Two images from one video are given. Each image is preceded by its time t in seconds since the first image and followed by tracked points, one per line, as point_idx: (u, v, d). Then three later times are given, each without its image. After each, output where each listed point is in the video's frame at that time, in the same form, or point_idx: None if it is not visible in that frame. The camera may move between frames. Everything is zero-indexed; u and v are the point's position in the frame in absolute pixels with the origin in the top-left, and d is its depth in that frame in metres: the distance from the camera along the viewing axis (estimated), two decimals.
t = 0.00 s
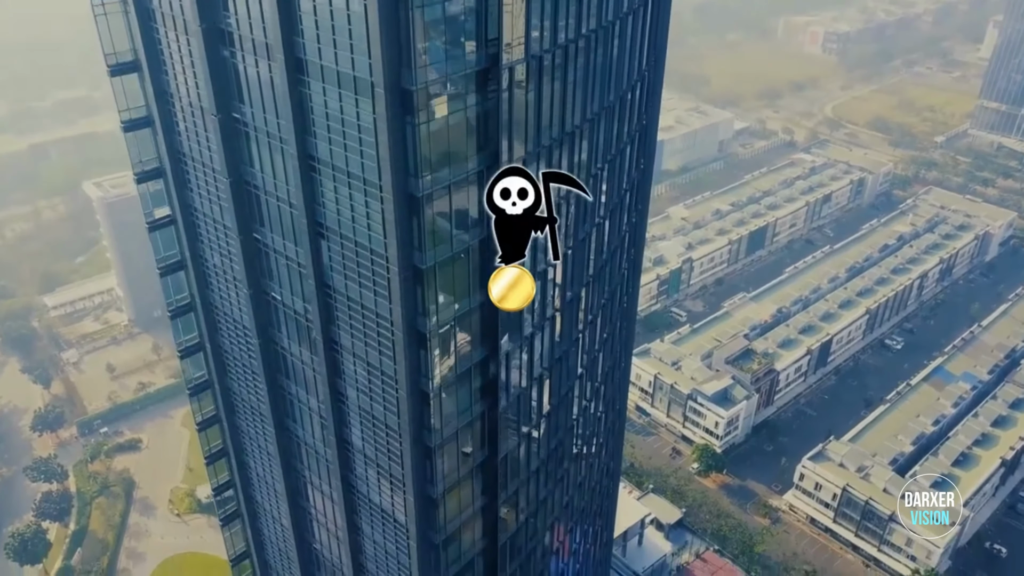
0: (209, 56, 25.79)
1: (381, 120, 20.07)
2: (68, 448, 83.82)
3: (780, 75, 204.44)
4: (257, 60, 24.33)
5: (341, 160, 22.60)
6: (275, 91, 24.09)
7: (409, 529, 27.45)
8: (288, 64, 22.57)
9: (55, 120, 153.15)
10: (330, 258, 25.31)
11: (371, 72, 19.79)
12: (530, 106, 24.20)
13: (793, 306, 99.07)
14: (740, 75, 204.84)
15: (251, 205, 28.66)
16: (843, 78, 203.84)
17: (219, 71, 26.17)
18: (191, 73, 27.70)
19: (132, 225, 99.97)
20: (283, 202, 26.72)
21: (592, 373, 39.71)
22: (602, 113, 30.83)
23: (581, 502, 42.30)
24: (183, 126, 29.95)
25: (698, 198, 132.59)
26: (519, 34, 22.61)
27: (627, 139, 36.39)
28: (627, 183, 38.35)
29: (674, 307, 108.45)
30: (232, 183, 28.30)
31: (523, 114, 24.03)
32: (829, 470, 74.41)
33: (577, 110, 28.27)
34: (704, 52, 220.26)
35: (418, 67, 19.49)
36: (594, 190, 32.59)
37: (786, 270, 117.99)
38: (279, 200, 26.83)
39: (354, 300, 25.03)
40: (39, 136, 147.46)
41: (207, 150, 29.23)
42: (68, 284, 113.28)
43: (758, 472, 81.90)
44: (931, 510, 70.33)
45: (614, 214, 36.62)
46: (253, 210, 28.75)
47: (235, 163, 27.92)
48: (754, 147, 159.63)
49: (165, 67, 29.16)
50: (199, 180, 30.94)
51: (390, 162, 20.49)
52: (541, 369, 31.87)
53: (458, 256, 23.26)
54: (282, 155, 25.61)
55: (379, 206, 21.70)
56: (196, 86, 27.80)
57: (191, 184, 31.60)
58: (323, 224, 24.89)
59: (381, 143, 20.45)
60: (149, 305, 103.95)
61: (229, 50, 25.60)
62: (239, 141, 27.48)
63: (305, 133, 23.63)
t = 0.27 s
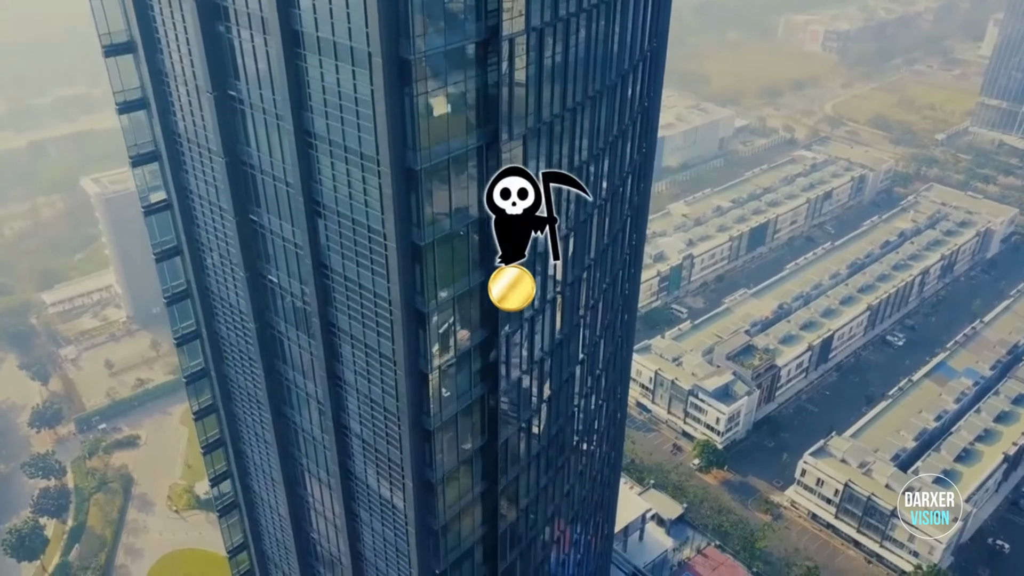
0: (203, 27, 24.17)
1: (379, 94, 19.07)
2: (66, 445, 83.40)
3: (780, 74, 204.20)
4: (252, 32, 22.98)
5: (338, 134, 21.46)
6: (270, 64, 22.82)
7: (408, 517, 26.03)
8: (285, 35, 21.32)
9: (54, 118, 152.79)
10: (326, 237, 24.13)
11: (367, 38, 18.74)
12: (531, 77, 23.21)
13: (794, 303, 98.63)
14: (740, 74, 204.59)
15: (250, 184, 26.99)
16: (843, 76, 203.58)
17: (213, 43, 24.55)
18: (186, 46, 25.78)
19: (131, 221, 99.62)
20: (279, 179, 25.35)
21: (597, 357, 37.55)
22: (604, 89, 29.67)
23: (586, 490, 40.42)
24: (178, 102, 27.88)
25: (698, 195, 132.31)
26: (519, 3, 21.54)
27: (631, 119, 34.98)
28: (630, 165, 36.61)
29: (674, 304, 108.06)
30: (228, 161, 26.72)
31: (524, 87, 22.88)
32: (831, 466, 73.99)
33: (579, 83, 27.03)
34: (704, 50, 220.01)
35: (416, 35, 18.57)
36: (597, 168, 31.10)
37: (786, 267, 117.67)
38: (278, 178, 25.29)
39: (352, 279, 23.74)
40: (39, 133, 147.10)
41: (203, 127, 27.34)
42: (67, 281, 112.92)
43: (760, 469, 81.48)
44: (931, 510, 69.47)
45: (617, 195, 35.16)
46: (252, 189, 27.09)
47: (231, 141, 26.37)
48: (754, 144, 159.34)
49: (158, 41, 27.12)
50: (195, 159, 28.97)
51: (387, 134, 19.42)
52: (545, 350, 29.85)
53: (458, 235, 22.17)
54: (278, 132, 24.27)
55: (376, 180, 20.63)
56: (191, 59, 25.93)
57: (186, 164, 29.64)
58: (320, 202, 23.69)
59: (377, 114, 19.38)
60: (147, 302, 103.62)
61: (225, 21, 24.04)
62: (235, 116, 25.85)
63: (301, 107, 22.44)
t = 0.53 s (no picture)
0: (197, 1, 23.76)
1: (376, 62, 18.75)
2: (65, 441, 83.07)
3: (781, 71, 203.83)
4: (247, 5, 22.53)
5: (335, 107, 21.09)
6: (266, 39, 22.47)
7: (406, 501, 25.61)
8: (280, 6, 20.95)
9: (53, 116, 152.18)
10: (323, 214, 23.77)
11: (365, 7, 18.43)
12: (531, 61, 23.01)
13: (795, 298, 98.26)
14: (740, 71, 204.30)
15: (246, 163, 26.61)
16: (844, 73, 203.11)
17: (208, 18, 24.17)
18: (180, 22, 25.39)
19: (130, 216, 99.21)
20: (275, 158, 25.01)
21: (598, 343, 36.95)
22: (604, 69, 29.13)
23: (588, 480, 39.73)
24: (173, 81, 27.50)
25: (699, 191, 131.94)
26: None
27: (632, 99, 34.38)
28: (632, 147, 35.99)
29: (675, 300, 107.64)
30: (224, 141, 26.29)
31: (524, 72, 22.71)
32: (833, 461, 73.55)
33: (580, 59, 26.58)
34: (704, 48, 219.63)
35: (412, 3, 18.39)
36: (599, 149, 30.60)
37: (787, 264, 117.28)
38: (275, 155, 24.93)
39: (349, 257, 23.37)
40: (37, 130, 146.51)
41: (197, 107, 26.95)
42: (65, 278, 112.59)
43: (761, 464, 81.10)
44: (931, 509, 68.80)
45: (618, 176, 34.64)
46: (248, 169, 26.68)
47: (229, 119, 25.95)
48: (755, 141, 158.95)
49: (152, 18, 26.75)
50: (190, 140, 28.59)
51: (385, 103, 19.07)
52: (546, 333, 29.42)
53: (457, 209, 21.83)
54: (274, 108, 23.83)
55: (374, 153, 20.32)
56: (185, 36, 25.51)
57: (182, 145, 29.18)
58: (316, 179, 23.31)
59: (374, 84, 19.04)
60: (146, 298, 103.23)
61: None
62: (230, 94, 25.42)
63: (298, 83, 22.10)
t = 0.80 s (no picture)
0: None
1: (372, 25, 18.29)
2: (62, 436, 82.60)
3: (781, 69, 203.58)
4: None
5: (331, 77, 20.63)
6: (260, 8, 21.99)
7: (403, 483, 25.14)
8: None
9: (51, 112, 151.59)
10: (319, 189, 23.32)
11: None
12: (530, 69, 23.12)
13: (796, 294, 97.91)
14: (741, 69, 204.00)
15: (240, 140, 26.11)
16: (844, 71, 202.82)
17: None
18: None
19: (128, 210, 98.71)
20: (270, 133, 24.48)
21: (598, 328, 36.45)
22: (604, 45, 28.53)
23: (588, 467, 39.15)
24: (167, 57, 27.03)
25: (699, 187, 131.53)
26: None
27: (634, 80, 33.95)
28: (633, 127, 35.41)
29: (675, 296, 107.25)
30: (217, 117, 25.80)
31: (523, 71, 22.78)
32: (834, 455, 73.18)
33: (580, 43, 26.40)
34: (705, 46, 219.28)
35: None
36: (600, 127, 30.01)
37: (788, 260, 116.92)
38: (268, 130, 24.42)
39: (345, 232, 22.88)
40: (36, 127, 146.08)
41: (191, 83, 26.44)
42: (64, 274, 112.15)
43: (762, 460, 80.76)
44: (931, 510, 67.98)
45: (619, 157, 34.23)
46: (242, 146, 26.19)
47: (222, 95, 25.47)
48: (755, 138, 158.62)
49: None
50: (183, 119, 28.07)
51: (381, 71, 18.62)
52: (545, 314, 28.99)
53: (455, 180, 21.31)
54: (268, 80, 23.33)
55: (370, 123, 19.86)
56: (178, 9, 25.05)
57: (176, 124, 28.66)
58: (313, 153, 22.84)
59: (371, 51, 18.59)
60: (145, 293, 102.93)
61: None
62: (225, 68, 24.95)
63: (292, 53, 21.63)
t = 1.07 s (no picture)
0: None
1: None
2: (60, 431, 82.25)
3: (781, 66, 203.30)
4: None
5: (327, 44, 19.11)
6: None
7: (402, 467, 23.75)
8: None
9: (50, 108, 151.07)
10: (316, 165, 21.65)
11: None
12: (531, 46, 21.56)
13: (797, 290, 97.57)
14: (741, 66, 203.68)
15: (235, 112, 23.98)
16: (845, 69, 202.55)
17: None
18: None
19: (126, 205, 98.36)
20: (266, 107, 22.43)
21: (598, 314, 35.25)
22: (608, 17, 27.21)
23: (588, 454, 38.67)
24: (159, 24, 24.81)
25: (699, 184, 131.22)
26: None
27: (636, 56, 32.24)
28: (635, 104, 33.98)
29: (675, 292, 106.87)
30: (212, 87, 23.64)
31: (524, 30, 20.97)
32: (835, 450, 72.81)
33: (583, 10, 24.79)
34: (705, 43, 218.95)
35: None
36: (603, 100, 28.54)
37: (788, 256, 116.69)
38: (262, 101, 22.37)
39: (342, 209, 21.30)
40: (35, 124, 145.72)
41: (183, 51, 24.27)
42: (62, 270, 111.84)
43: (763, 455, 80.41)
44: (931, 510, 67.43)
45: (620, 137, 32.71)
46: (237, 119, 24.05)
47: (216, 65, 23.32)
48: (755, 135, 158.32)
49: None
50: (176, 90, 25.85)
51: (378, 35, 17.24)
52: (545, 295, 27.75)
53: (454, 155, 19.96)
54: (263, 48, 21.32)
55: (367, 93, 18.42)
56: None
57: (171, 99, 26.54)
58: (309, 125, 21.13)
59: (367, 14, 17.23)
60: (144, 289, 102.71)
61: None
62: (221, 43, 22.96)
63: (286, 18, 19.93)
